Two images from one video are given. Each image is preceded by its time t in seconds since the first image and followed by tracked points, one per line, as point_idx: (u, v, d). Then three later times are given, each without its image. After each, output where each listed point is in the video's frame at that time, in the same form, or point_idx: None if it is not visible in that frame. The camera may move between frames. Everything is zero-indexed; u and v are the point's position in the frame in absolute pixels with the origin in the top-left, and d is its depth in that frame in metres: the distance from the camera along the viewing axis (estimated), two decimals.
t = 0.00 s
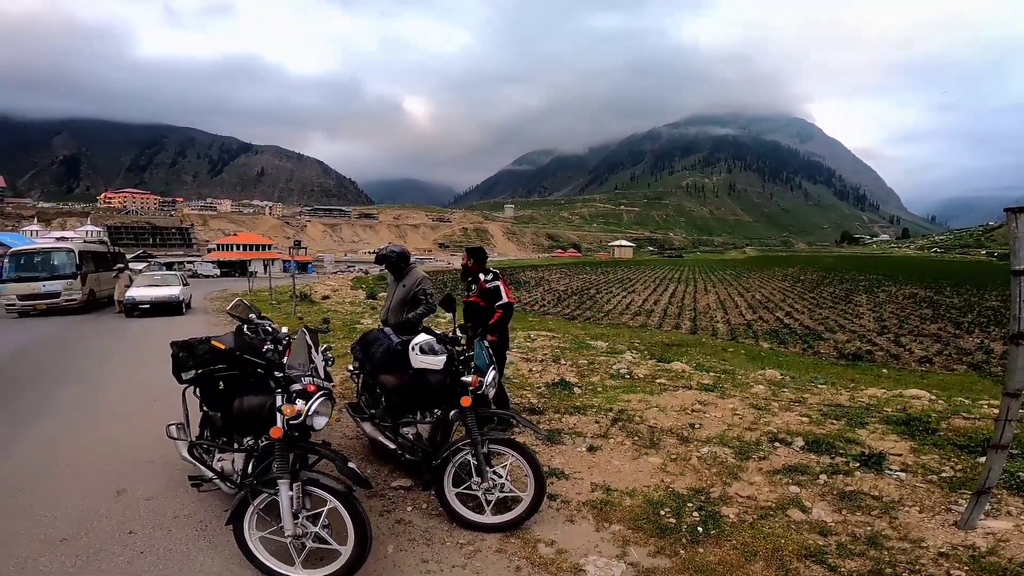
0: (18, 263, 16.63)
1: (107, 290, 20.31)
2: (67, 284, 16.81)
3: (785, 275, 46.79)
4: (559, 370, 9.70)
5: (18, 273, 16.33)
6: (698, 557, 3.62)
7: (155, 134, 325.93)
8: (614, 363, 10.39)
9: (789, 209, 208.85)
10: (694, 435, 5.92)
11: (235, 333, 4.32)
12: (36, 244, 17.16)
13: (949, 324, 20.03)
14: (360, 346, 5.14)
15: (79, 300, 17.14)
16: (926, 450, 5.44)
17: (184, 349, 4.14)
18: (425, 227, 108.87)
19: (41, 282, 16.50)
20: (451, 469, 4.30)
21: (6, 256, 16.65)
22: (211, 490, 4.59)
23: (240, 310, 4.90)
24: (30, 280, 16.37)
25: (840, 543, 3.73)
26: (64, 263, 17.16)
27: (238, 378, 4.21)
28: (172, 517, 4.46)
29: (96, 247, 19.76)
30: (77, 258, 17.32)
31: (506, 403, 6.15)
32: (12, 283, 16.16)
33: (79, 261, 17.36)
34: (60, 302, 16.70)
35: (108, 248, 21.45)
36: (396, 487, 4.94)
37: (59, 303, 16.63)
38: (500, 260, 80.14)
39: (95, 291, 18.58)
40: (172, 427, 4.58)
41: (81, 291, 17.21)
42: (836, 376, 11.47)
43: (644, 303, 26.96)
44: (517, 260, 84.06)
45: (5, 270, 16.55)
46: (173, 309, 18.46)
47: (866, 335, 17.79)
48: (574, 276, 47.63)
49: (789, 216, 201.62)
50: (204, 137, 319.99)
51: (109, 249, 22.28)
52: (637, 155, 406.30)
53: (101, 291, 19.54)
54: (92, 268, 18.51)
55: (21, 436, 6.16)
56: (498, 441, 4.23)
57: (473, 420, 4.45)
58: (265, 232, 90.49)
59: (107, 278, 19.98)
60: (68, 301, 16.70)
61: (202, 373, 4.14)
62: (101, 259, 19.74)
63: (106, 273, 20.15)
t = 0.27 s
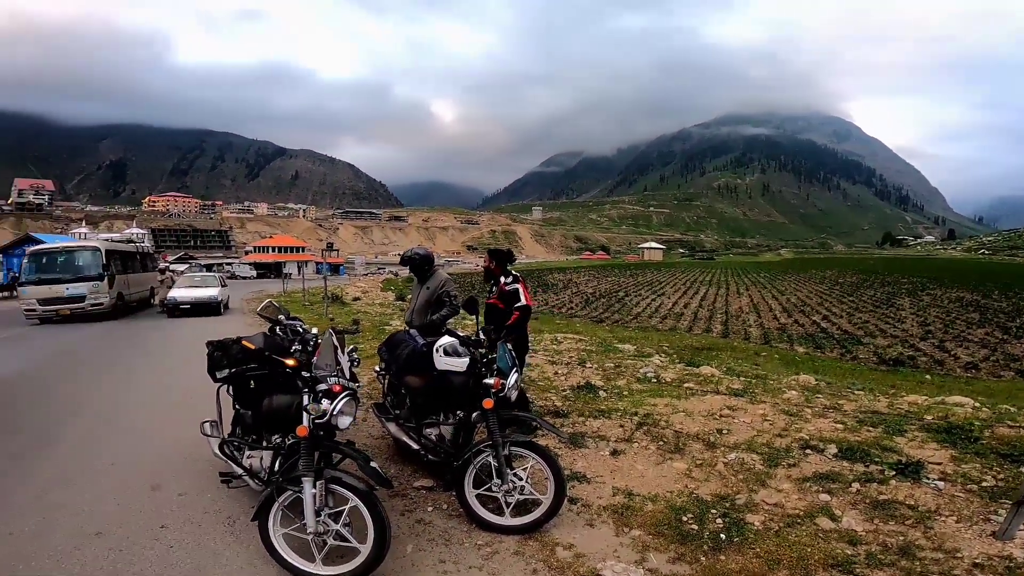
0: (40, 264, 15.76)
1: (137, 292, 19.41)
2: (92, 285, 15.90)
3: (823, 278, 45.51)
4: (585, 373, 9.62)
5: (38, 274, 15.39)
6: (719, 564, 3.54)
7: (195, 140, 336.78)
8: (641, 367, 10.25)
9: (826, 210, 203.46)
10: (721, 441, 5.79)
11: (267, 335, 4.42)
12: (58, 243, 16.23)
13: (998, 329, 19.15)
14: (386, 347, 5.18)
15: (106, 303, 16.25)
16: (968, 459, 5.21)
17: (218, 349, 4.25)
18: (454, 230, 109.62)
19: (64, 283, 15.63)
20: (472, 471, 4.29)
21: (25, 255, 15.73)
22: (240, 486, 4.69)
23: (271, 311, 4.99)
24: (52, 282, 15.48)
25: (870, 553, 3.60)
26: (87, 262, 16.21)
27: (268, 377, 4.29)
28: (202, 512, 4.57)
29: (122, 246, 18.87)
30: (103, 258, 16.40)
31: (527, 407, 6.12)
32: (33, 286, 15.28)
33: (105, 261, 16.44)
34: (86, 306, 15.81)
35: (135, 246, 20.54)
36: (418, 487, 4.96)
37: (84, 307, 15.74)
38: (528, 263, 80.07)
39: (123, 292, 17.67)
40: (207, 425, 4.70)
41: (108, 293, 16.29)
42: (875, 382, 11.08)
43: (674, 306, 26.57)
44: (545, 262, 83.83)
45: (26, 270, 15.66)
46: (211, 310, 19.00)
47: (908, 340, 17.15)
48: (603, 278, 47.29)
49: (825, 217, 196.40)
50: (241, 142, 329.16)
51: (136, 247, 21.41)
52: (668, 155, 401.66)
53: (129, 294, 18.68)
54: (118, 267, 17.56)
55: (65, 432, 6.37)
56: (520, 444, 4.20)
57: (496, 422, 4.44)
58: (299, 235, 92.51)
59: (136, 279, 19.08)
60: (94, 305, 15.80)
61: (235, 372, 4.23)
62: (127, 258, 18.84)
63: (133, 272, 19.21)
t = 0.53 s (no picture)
0: (50, 261, 14.33)
1: (155, 291, 17.93)
2: (106, 284, 14.44)
3: (857, 280, 44.34)
4: (605, 373, 9.55)
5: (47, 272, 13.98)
6: (731, 569, 3.47)
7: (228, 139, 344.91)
8: (662, 368, 10.13)
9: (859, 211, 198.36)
10: (741, 444, 5.68)
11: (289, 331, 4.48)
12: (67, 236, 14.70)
13: None
14: (405, 344, 5.21)
15: (122, 303, 14.80)
16: (1000, 468, 5.01)
17: (244, 343, 4.32)
18: (478, 228, 109.99)
19: (76, 281, 14.16)
20: (485, 468, 4.28)
21: (32, 250, 14.28)
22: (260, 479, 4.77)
23: (294, 307, 5.07)
24: (62, 279, 14.01)
25: (890, 561, 3.49)
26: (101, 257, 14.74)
27: (290, 372, 4.35)
28: (224, 503, 4.65)
29: (138, 240, 17.42)
30: (118, 253, 14.94)
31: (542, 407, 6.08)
32: (41, 284, 13.80)
33: (121, 256, 14.98)
34: (101, 307, 14.36)
35: (153, 239, 19.11)
36: (434, 483, 4.98)
37: (98, 308, 14.28)
38: (553, 262, 79.85)
39: (141, 291, 16.20)
40: (232, 418, 4.79)
41: (124, 292, 14.83)
42: (908, 387, 10.74)
43: (701, 307, 26.22)
44: (570, 261, 83.46)
45: (34, 267, 14.22)
46: (242, 306, 19.41)
47: (945, 345, 16.61)
48: (628, 278, 46.90)
49: (859, 217, 191.39)
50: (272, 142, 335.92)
51: (153, 241, 19.93)
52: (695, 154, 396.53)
53: (149, 292, 17.30)
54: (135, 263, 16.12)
55: (96, 426, 6.52)
56: (534, 442, 4.17)
57: (511, 421, 4.43)
58: (327, 233, 94.00)
59: (153, 276, 17.62)
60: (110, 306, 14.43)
61: (259, 366, 4.30)
62: (144, 253, 17.41)
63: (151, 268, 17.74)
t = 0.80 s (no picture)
0: (40, 258, 11.96)
1: (163, 295, 15.52)
2: (105, 286, 12.02)
3: (881, 278, 43.59)
4: (620, 372, 9.51)
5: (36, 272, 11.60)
6: (740, 569, 3.43)
7: (249, 139, 350.04)
8: (679, 367, 10.03)
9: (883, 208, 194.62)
10: (756, 444, 5.61)
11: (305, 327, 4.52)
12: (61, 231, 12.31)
13: None
14: (419, 342, 5.21)
15: (125, 309, 12.41)
16: None
17: (262, 340, 4.39)
18: (495, 227, 110.16)
19: (69, 282, 11.77)
20: (496, 464, 4.26)
21: (16, 246, 11.93)
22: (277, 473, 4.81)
23: (310, 304, 5.11)
24: (51, 280, 11.60)
25: (903, 563, 3.43)
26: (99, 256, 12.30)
27: (305, 368, 4.39)
28: (241, 496, 4.69)
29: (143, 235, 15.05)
30: (119, 250, 12.53)
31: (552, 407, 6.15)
32: (26, 287, 11.44)
33: (122, 253, 12.58)
34: (100, 314, 11.97)
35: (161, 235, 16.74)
36: (445, 479, 5.00)
37: (96, 316, 11.89)
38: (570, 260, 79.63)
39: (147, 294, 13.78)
40: (250, 413, 4.85)
41: (127, 295, 12.40)
42: (933, 388, 10.51)
43: (720, 306, 26.00)
44: (587, 259, 83.16)
45: (19, 266, 11.87)
46: (263, 304, 19.66)
47: (973, 345, 16.24)
48: (645, 276, 46.62)
49: (883, 214, 187.68)
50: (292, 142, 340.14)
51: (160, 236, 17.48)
52: (714, 151, 392.33)
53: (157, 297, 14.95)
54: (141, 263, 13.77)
55: (122, 420, 6.58)
56: (544, 439, 4.15)
57: (522, 418, 4.42)
58: (346, 232, 94.95)
59: (161, 277, 15.29)
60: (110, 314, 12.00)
61: (276, 362, 4.34)
62: (150, 251, 15.10)
63: (159, 269, 15.38)
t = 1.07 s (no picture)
0: (16, 258, 9.98)
1: (163, 302, 13.43)
2: (91, 292, 9.98)
3: (905, 277, 42.71)
4: (635, 371, 9.45)
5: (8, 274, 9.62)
6: (750, 569, 3.40)
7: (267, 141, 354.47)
8: (694, 366, 9.95)
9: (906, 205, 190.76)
10: (772, 444, 5.54)
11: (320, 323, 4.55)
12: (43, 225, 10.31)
13: None
14: (433, 340, 5.23)
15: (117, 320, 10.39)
16: None
17: (280, 338, 4.44)
18: (511, 226, 110.16)
19: (47, 287, 9.77)
20: (507, 462, 4.26)
21: None
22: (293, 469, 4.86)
23: (326, 303, 5.16)
24: (25, 284, 9.61)
25: (918, 564, 3.37)
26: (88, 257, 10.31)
27: (321, 365, 4.43)
28: (258, 491, 4.74)
29: (142, 232, 13.03)
30: (110, 247, 10.53)
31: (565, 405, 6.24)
32: None
33: (114, 252, 10.57)
34: (84, 326, 9.95)
35: (162, 233, 14.69)
36: (457, 476, 5.01)
37: (79, 329, 9.87)
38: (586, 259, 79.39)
39: (144, 301, 11.77)
40: (267, 409, 4.90)
41: (118, 304, 10.36)
42: (958, 388, 10.27)
43: (738, 305, 25.71)
44: (603, 258, 82.77)
45: None
46: (282, 303, 19.90)
47: (1000, 344, 15.86)
48: (663, 275, 46.27)
49: (906, 211, 184.09)
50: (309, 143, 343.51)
51: (162, 234, 15.35)
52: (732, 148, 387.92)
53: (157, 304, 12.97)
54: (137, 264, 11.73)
55: (146, 415, 6.66)
56: (556, 437, 4.13)
57: (534, 415, 4.40)
58: (363, 232, 95.70)
59: (162, 281, 13.28)
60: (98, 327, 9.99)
61: (292, 360, 4.39)
62: (149, 251, 13.11)
63: (160, 271, 13.41)
